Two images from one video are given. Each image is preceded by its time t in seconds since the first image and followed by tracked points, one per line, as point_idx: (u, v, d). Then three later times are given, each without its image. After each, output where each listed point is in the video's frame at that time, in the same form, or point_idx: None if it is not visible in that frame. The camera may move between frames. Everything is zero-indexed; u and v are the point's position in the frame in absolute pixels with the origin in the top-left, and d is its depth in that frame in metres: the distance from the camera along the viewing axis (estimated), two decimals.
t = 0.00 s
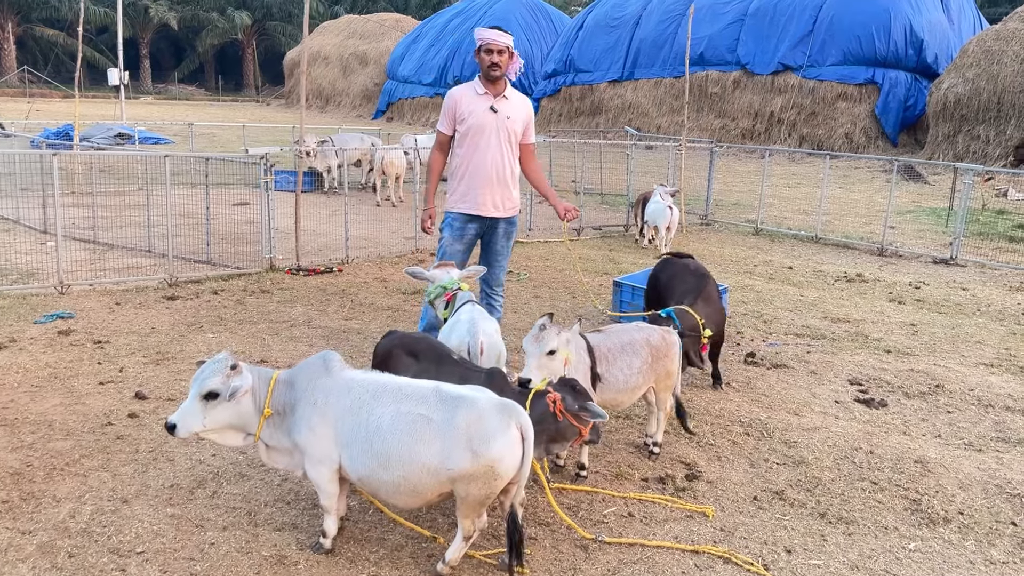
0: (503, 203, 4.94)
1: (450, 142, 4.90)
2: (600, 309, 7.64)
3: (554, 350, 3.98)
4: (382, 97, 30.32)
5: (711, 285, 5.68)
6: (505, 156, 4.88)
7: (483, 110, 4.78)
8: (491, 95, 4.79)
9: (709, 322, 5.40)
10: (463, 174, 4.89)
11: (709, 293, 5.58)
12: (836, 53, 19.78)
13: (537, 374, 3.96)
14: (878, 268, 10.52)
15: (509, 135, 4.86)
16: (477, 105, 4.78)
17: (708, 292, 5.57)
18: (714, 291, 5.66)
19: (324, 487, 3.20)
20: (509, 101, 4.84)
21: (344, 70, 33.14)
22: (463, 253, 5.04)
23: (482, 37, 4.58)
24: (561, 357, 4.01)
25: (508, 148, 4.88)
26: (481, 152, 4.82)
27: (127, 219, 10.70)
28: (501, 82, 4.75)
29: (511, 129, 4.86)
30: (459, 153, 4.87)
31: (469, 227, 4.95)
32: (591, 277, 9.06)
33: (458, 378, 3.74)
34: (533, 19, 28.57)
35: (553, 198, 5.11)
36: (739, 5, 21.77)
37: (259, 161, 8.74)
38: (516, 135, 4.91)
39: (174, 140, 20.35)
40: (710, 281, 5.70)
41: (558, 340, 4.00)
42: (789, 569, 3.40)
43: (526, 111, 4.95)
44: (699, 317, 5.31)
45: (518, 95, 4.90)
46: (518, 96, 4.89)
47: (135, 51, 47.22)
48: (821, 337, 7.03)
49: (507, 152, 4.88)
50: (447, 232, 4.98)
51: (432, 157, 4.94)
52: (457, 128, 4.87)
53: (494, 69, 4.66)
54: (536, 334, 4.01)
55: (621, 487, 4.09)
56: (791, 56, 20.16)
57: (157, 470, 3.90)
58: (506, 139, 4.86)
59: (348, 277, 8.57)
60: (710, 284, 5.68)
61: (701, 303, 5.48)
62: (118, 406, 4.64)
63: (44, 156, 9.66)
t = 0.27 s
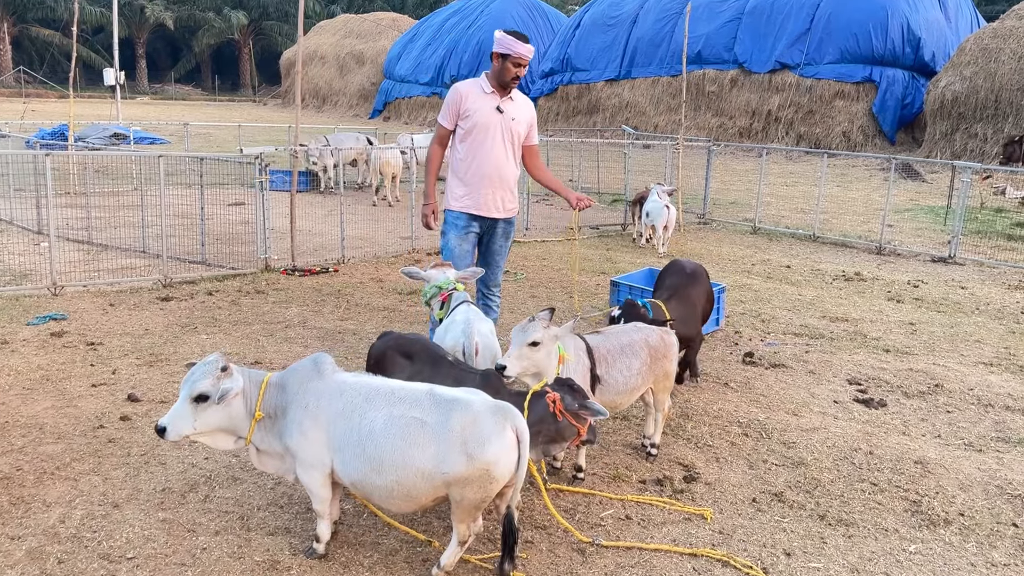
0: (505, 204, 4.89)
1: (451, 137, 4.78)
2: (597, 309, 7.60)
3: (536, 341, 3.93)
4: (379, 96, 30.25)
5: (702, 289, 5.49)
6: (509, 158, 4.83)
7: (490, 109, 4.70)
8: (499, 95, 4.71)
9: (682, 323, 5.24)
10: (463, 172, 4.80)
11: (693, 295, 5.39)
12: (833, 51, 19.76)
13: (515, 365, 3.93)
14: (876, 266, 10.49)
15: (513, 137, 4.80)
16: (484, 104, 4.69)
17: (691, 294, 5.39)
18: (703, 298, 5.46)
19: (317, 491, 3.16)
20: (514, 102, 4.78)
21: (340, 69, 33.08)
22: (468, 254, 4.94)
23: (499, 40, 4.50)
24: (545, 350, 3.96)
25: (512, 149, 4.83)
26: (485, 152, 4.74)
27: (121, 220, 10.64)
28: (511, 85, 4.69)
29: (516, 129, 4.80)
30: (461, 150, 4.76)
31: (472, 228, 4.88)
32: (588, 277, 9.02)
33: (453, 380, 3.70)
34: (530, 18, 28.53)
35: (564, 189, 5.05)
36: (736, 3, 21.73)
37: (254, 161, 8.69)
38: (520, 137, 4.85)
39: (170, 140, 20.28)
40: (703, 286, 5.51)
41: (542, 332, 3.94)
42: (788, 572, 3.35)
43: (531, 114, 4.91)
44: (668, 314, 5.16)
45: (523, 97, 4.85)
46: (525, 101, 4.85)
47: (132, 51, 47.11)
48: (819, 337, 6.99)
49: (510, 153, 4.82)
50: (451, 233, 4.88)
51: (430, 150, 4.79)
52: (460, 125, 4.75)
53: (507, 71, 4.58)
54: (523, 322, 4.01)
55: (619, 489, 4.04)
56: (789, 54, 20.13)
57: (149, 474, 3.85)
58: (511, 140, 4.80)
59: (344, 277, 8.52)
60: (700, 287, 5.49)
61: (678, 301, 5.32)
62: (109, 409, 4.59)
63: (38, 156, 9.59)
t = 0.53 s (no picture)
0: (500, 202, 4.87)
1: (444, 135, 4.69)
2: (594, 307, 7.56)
3: (523, 336, 3.87)
4: (376, 95, 30.19)
5: (691, 292, 5.31)
6: (504, 155, 4.81)
7: (485, 107, 4.65)
8: (493, 92, 4.67)
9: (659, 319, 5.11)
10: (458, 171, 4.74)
11: (676, 294, 5.24)
12: (830, 48, 19.77)
13: (501, 360, 3.89)
14: (873, 264, 10.47)
15: (506, 134, 4.78)
16: (479, 102, 4.64)
17: (673, 292, 5.24)
18: (690, 301, 5.28)
19: (310, 492, 3.13)
20: (508, 99, 4.76)
21: (337, 68, 33.01)
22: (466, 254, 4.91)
23: (495, 38, 4.45)
24: (533, 346, 3.90)
25: (505, 147, 4.81)
26: (481, 150, 4.69)
27: (116, 219, 10.59)
28: (506, 83, 4.66)
29: (509, 127, 4.78)
30: (456, 149, 4.70)
31: (470, 228, 4.85)
32: (584, 275, 8.98)
33: (447, 379, 3.66)
34: (527, 17, 28.49)
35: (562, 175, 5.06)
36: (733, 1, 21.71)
37: (249, 159, 8.64)
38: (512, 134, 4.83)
39: (165, 140, 20.22)
40: (695, 289, 5.33)
41: (530, 328, 3.88)
42: (786, 571, 3.33)
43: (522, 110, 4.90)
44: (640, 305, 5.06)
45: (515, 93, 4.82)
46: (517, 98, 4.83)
47: (127, 50, 46.98)
48: (817, 335, 6.96)
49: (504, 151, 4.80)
50: (449, 234, 4.82)
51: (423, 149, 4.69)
52: (454, 122, 4.67)
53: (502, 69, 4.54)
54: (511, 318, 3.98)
55: (616, 488, 4.01)
56: (786, 52, 20.12)
57: (141, 474, 3.81)
58: (505, 138, 4.78)
59: (340, 276, 8.48)
60: (691, 290, 5.32)
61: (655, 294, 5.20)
62: (102, 409, 4.55)
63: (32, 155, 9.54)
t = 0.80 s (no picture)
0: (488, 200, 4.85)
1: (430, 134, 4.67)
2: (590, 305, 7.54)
3: (511, 332, 3.86)
4: (372, 94, 30.15)
5: (672, 289, 5.20)
6: (491, 152, 4.80)
7: (468, 104, 4.63)
8: (476, 89, 4.65)
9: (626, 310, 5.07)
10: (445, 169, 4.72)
11: (652, 288, 5.16)
12: (827, 46, 19.77)
13: (488, 355, 3.88)
14: (870, 262, 10.45)
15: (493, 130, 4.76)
16: (463, 99, 4.62)
17: (649, 286, 5.17)
18: (669, 299, 5.16)
19: (303, 491, 3.11)
20: (492, 96, 4.73)
21: (334, 67, 32.96)
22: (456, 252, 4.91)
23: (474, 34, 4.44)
24: (522, 341, 3.88)
25: (492, 144, 4.79)
26: (468, 147, 4.68)
27: (111, 218, 10.55)
28: (490, 79, 4.64)
29: (495, 124, 4.76)
30: (443, 147, 4.68)
31: (459, 226, 4.84)
32: (580, 273, 8.96)
33: (440, 376, 3.64)
34: (523, 15, 28.45)
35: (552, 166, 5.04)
36: None
37: (244, 157, 8.60)
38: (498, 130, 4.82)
39: (161, 139, 20.17)
40: (673, 287, 5.21)
41: (519, 323, 3.87)
42: (782, 569, 3.31)
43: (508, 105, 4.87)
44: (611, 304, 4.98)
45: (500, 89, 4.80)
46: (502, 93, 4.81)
47: (124, 50, 46.88)
48: (813, 332, 6.95)
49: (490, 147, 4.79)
50: (438, 232, 4.81)
51: (410, 148, 4.66)
52: (439, 121, 4.65)
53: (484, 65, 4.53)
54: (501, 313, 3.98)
55: (610, 486, 3.99)
56: (782, 50, 20.11)
57: (133, 473, 3.79)
58: (491, 134, 4.76)
59: (335, 275, 8.45)
60: (671, 287, 5.21)
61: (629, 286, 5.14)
62: (95, 408, 4.52)
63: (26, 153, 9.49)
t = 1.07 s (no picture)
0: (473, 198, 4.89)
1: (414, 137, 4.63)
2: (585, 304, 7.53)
3: (498, 330, 3.85)
4: (370, 93, 30.12)
5: (638, 288, 5.08)
6: (473, 152, 4.82)
7: (448, 106, 4.63)
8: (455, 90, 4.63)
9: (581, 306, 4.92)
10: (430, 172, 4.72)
11: (617, 287, 5.06)
12: (823, 46, 19.78)
13: (476, 353, 3.88)
14: (866, 261, 10.45)
15: (474, 130, 4.77)
16: (443, 101, 4.61)
17: (615, 283, 5.07)
18: (634, 299, 5.05)
19: (292, 490, 3.10)
20: (471, 94, 4.72)
21: (331, 66, 32.93)
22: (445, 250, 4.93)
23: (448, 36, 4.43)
24: (509, 340, 3.88)
25: (474, 142, 4.81)
26: (451, 150, 4.69)
27: (106, 218, 10.51)
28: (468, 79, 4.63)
29: (476, 122, 4.76)
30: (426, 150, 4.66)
31: (447, 226, 4.85)
32: (576, 272, 8.95)
33: (430, 374, 3.63)
34: (521, 14, 28.43)
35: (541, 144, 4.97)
36: None
37: (238, 156, 8.57)
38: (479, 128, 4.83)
39: (157, 139, 20.13)
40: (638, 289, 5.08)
41: (506, 321, 3.86)
42: (773, 568, 3.30)
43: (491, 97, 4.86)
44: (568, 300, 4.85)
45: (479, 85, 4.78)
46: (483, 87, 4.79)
47: (120, 49, 46.78)
48: (807, 331, 6.95)
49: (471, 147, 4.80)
50: (424, 233, 4.83)
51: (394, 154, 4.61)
52: (421, 126, 4.63)
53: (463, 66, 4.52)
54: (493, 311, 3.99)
55: (603, 486, 3.98)
56: (779, 49, 20.11)
57: (123, 473, 3.77)
58: (473, 133, 4.77)
59: (330, 274, 8.43)
60: (639, 287, 5.09)
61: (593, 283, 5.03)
62: (86, 408, 4.50)
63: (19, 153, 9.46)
